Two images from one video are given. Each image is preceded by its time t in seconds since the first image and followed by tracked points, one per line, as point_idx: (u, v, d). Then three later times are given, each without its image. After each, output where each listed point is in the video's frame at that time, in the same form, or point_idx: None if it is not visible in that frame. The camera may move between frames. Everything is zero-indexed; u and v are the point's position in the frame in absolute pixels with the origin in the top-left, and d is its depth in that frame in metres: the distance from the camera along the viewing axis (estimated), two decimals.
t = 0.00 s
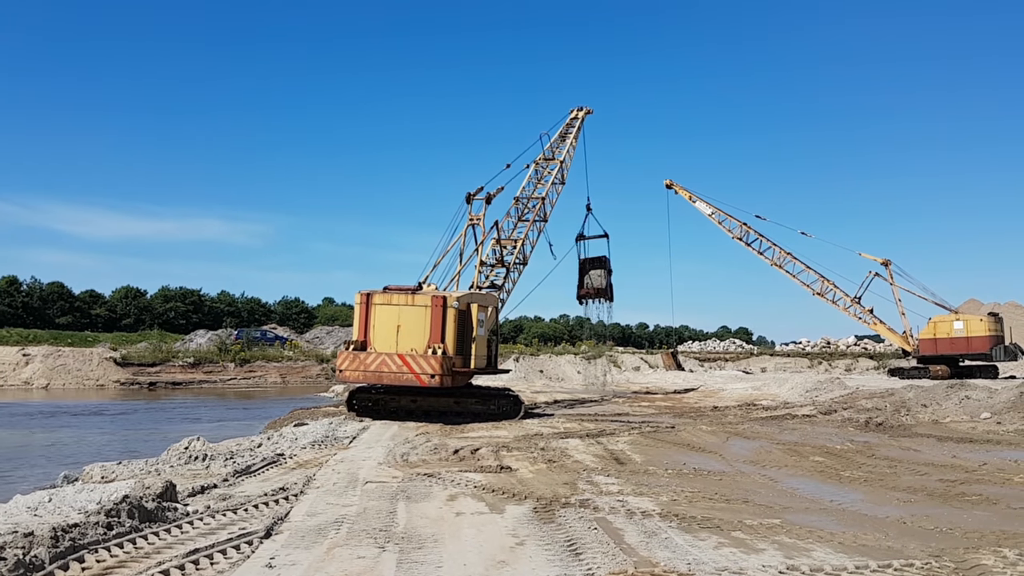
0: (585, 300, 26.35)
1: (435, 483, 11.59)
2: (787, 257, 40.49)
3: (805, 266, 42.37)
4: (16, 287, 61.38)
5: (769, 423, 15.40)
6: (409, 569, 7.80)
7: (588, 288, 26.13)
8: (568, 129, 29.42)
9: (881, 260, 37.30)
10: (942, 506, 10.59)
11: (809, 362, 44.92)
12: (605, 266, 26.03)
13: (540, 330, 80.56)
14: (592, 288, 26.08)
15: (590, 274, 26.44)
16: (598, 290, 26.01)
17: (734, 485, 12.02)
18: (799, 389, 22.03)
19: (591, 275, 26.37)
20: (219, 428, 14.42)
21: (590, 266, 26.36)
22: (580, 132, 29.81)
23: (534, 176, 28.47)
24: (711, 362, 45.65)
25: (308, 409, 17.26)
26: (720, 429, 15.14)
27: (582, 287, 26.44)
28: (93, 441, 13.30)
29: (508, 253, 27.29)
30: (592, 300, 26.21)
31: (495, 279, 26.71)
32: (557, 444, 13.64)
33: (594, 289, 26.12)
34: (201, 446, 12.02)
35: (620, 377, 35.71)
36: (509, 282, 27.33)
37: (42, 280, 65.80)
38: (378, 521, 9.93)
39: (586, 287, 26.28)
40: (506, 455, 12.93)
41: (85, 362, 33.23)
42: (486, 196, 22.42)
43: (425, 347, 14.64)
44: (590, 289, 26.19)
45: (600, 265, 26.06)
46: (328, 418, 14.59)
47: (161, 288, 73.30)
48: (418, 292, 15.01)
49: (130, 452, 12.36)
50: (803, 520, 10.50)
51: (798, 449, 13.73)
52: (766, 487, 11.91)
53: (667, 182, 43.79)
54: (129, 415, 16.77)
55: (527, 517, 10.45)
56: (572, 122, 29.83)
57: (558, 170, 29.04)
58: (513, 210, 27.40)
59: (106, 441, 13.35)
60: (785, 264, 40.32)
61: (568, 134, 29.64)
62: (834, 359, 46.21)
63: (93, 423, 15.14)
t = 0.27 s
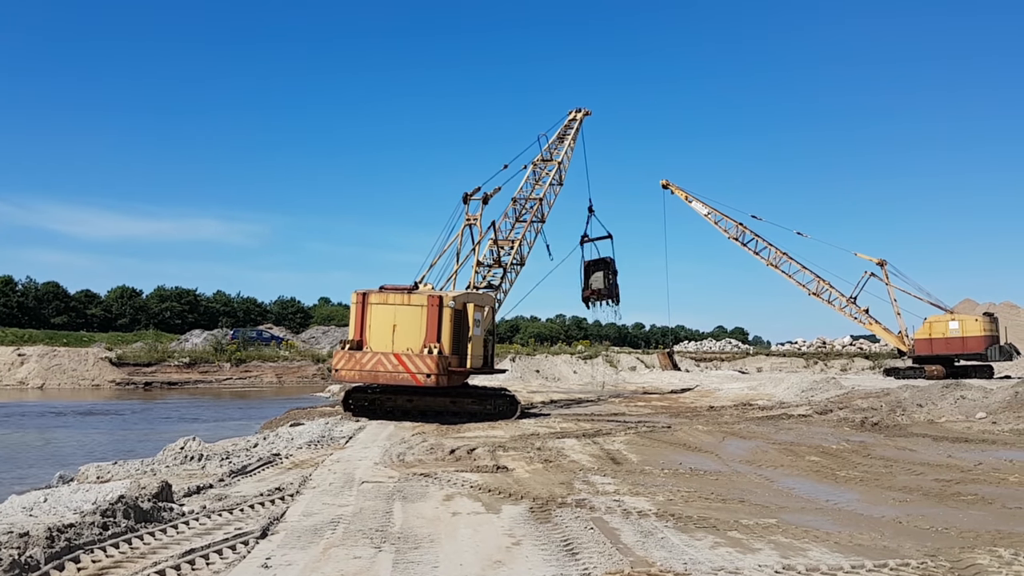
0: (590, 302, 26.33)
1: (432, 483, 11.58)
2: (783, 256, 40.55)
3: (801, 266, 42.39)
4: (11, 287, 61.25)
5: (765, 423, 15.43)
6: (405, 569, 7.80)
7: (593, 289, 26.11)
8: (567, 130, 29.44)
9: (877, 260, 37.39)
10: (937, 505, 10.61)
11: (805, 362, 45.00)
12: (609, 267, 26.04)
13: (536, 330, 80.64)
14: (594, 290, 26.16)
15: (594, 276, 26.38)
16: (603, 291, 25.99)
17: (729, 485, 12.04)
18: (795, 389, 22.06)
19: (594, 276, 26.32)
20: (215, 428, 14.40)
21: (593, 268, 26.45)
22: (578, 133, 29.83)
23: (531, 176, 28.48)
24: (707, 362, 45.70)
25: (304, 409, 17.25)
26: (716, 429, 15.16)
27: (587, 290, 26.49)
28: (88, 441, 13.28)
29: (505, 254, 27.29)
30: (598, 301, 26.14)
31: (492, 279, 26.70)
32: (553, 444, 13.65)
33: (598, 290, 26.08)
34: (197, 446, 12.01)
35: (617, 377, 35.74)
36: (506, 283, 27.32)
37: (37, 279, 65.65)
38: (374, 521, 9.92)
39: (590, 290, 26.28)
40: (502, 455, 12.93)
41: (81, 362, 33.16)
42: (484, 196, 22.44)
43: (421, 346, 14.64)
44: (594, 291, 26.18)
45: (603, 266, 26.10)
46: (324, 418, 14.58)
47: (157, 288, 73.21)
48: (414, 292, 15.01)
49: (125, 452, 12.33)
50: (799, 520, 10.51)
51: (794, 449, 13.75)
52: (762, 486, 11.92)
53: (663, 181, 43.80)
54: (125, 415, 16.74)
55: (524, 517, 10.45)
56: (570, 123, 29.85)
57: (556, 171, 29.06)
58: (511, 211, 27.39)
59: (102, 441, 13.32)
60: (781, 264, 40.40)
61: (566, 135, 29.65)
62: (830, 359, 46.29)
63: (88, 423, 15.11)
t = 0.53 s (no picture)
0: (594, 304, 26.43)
1: (429, 482, 11.58)
2: (781, 256, 40.56)
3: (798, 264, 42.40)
4: (7, 286, 61.14)
5: (762, 421, 15.44)
6: (403, 568, 7.80)
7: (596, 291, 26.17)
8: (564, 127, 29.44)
9: (874, 259, 37.42)
10: (935, 504, 10.63)
11: (802, 361, 45.05)
12: (610, 268, 26.00)
13: (534, 328, 80.68)
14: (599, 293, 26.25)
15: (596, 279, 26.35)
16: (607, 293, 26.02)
17: (727, 483, 12.05)
18: (792, 387, 22.08)
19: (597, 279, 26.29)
20: (212, 427, 14.39)
21: (595, 271, 26.50)
22: (576, 130, 29.82)
23: (529, 174, 28.48)
24: (704, 361, 45.73)
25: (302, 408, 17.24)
26: (714, 427, 15.17)
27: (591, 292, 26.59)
28: (85, 440, 13.26)
29: (503, 252, 27.28)
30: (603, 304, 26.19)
31: (490, 277, 26.70)
32: (551, 442, 13.66)
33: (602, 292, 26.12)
34: (194, 445, 12.00)
35: (614, 376, 35.76)
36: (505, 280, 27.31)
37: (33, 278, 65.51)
38: (372, 520, 9.92)
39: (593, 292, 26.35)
40: (500, 454, 12.93)
41: (78, 361, 33.11)
42: (482, 193, 22.46)
43: (419, 346, 14.64)
44: (598, 293, 26.25)
45: (604, 268, 26.13)
46: (322, 417, 14.57)
47: (154, 287, 73.11)
48: (411, 291, 15.01)
49: (122, 452, 12.31)
50: (796, 518, 10.52)
51: (791, 447, 13.77)
52: (760, 485, 11.93)
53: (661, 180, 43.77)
54: (121, 414, 16.72)
55: (521, 516, 10.45)
56: (567, 121, 29.84)
57: (554, 168, 29.05)
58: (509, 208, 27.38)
59: (98, 440, 13.29)
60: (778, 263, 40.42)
61: (564, 133, 29.64)
62: (827, 358, 46.35)
63: (85, 422, 15.08)
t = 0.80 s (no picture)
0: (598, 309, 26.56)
1: (425, 482, 11.58)
2: (776, 255, 40.66)
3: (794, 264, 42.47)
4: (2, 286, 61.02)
5: (758, 421, 15.47)
6: (398, 568, 7.80)
7: (596, 298, 26.21)
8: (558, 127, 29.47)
9: (869, 259, 37.52)
10: (930, 504, 10.65)
11: (797, 361, 45.13)
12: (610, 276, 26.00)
13: (530, 329, 80.71)
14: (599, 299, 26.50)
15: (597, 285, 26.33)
16: (608, 300, 26.10)
17: (722, 483, 12.06)
18: (787, 387, 22.12)
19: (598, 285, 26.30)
20: (207, 427, 14.38)
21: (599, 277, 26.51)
22: (570, 130, 29.84)
23: (523, 173, 28.50)
24: (700, 361, 45.78)
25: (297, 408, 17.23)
26: (710, 427, 15.19)
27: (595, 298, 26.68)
28: (80, 441, 13.23)
29: (498, 251, 27.29)
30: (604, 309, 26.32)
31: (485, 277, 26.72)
32: (546, 443, 13.67)
33: (603, 299, 26.21)
34: (189, 445, 11.98)
35: (610, 375, 35.78)
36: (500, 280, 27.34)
37: (28, 278, 65.37)
38: (367, 520, 9.91)
39: (594, 299, 26.40)
40: (496, 454, 12.93)
41: (73, 361, 33.04)
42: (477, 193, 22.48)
43: (415, 346, 14.64)
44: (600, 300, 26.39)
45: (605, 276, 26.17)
46: (317, 417, 14.57)
47: (149, 287, 73.00)
48: (408, 291, 15.00)
49: (117, 452, 12.28)
50: (792, 518, 10.54)
51: (787, 447, 13.79)
52: (755, 485, 11.94)
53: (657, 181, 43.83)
54: (116, 414, 16.68)
55: (517, 516, 10.45)
56: (561, 120, 29.85)
57: (549, 168, 29.07)
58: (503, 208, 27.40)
59: (93, 440, 13.27)
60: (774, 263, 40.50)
61: (558, 132, 29.67)
62: (822, 358, 46.45)
63: (79, 423, 15.05)
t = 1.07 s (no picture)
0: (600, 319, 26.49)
1: (422, 481, 11.58)
2: (773, 255, 40.76)
3: (790, 264, 42.56)
4: None
5: (754, 420, 15.50)
6: (395, 567, 7.81)
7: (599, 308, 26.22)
8: (553, 127, 29.53)
9: (866, 259, 37.61)
10: (926, 503, 10.67)
11: (794, 360, 45.22)
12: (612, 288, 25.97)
13: (527, 328, 80.78)
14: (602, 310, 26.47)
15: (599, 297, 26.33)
16: (610, 309, 26.35)
17: (719, 482, 12.07)
18: (784, 386, 22.17)
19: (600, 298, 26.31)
20: (203, 427, 14.37)
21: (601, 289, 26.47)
22: (565, 130, 29.87)
23: (518, 173, 28.52)
24: (697, 360, 45.86)
25: (294, 407, 17.22)
26: (706, 426, 15.21)
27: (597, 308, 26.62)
28: (76, 440, 13.22)
29: (493, 251, 27.30)
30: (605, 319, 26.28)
31: (481, 277, 26.70)
32: (543, 442, 13.68)
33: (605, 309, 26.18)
34: (186, 444, 11.98)
35: (607, 374, 35.83)
36: (496, 280, 27.36)
37: (24, 278, 65.31)
38: (364, 519, 9.91)
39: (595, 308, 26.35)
40: (493, 453, 12.94)
41: (69, 360, 33.00)
42: (473, 193, 22.48)
43: (413, 345, 14.64)
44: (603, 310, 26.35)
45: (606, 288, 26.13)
46: (314, 417, 14.57)
47: (146, 286, 72.92)
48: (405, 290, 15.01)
49: (113, 451, 12.27)
50: (788, 517, 10.55)
51: (783, 446, 13.82)
52: (752, 484, 11.95)
53: (654, 181, 43.85)
54: (113, 413, 16.66)
55: (514, 515, 10.46)
56: (555, 120, 29.86)
57: (544, 168, 29.10)
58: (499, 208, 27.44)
59: (88, 440, 13.24)
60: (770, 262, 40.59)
61: (553, 132, 29.69)
62: (819, 356, 46.54)
63: (76, 422, 15.03)
